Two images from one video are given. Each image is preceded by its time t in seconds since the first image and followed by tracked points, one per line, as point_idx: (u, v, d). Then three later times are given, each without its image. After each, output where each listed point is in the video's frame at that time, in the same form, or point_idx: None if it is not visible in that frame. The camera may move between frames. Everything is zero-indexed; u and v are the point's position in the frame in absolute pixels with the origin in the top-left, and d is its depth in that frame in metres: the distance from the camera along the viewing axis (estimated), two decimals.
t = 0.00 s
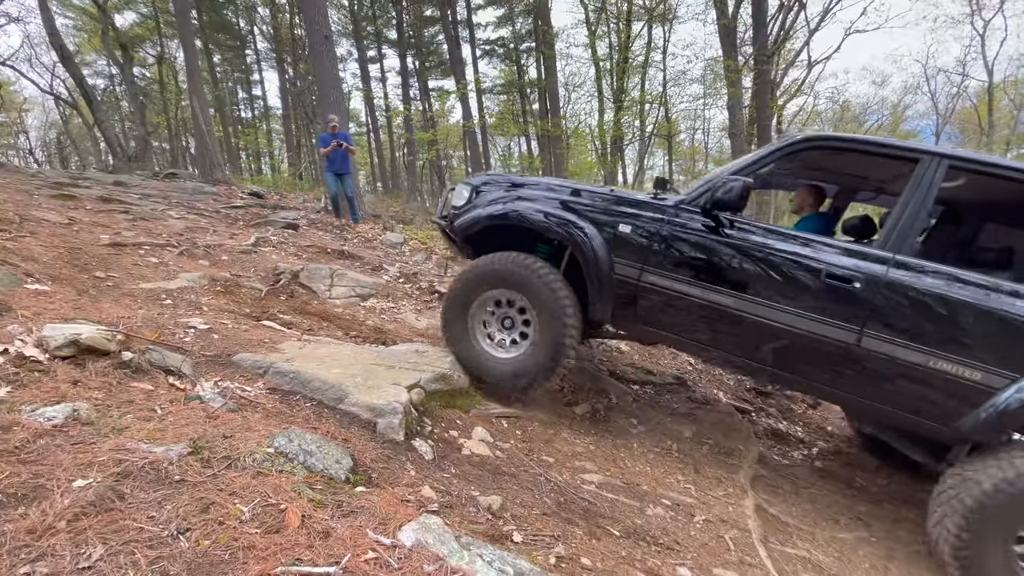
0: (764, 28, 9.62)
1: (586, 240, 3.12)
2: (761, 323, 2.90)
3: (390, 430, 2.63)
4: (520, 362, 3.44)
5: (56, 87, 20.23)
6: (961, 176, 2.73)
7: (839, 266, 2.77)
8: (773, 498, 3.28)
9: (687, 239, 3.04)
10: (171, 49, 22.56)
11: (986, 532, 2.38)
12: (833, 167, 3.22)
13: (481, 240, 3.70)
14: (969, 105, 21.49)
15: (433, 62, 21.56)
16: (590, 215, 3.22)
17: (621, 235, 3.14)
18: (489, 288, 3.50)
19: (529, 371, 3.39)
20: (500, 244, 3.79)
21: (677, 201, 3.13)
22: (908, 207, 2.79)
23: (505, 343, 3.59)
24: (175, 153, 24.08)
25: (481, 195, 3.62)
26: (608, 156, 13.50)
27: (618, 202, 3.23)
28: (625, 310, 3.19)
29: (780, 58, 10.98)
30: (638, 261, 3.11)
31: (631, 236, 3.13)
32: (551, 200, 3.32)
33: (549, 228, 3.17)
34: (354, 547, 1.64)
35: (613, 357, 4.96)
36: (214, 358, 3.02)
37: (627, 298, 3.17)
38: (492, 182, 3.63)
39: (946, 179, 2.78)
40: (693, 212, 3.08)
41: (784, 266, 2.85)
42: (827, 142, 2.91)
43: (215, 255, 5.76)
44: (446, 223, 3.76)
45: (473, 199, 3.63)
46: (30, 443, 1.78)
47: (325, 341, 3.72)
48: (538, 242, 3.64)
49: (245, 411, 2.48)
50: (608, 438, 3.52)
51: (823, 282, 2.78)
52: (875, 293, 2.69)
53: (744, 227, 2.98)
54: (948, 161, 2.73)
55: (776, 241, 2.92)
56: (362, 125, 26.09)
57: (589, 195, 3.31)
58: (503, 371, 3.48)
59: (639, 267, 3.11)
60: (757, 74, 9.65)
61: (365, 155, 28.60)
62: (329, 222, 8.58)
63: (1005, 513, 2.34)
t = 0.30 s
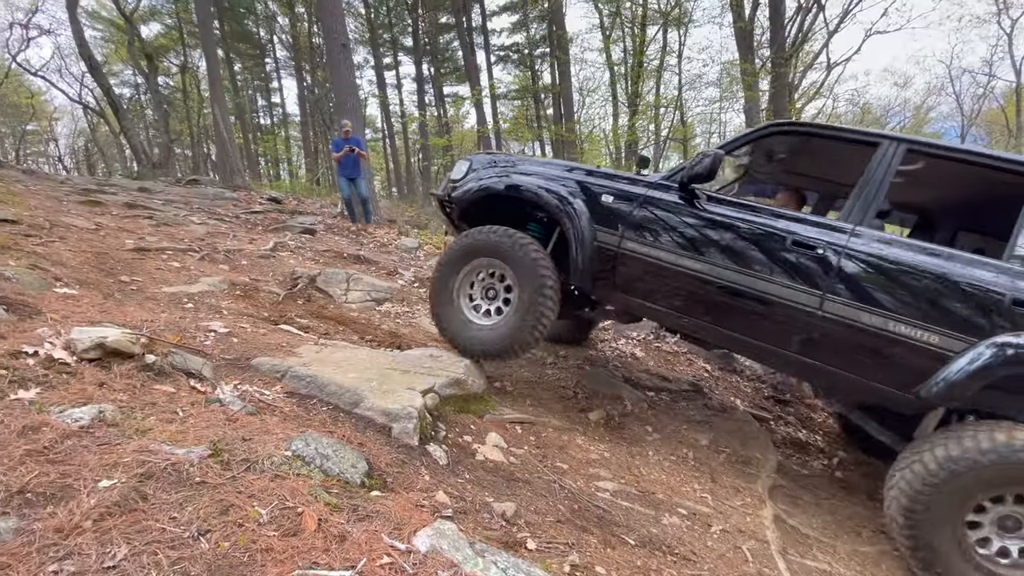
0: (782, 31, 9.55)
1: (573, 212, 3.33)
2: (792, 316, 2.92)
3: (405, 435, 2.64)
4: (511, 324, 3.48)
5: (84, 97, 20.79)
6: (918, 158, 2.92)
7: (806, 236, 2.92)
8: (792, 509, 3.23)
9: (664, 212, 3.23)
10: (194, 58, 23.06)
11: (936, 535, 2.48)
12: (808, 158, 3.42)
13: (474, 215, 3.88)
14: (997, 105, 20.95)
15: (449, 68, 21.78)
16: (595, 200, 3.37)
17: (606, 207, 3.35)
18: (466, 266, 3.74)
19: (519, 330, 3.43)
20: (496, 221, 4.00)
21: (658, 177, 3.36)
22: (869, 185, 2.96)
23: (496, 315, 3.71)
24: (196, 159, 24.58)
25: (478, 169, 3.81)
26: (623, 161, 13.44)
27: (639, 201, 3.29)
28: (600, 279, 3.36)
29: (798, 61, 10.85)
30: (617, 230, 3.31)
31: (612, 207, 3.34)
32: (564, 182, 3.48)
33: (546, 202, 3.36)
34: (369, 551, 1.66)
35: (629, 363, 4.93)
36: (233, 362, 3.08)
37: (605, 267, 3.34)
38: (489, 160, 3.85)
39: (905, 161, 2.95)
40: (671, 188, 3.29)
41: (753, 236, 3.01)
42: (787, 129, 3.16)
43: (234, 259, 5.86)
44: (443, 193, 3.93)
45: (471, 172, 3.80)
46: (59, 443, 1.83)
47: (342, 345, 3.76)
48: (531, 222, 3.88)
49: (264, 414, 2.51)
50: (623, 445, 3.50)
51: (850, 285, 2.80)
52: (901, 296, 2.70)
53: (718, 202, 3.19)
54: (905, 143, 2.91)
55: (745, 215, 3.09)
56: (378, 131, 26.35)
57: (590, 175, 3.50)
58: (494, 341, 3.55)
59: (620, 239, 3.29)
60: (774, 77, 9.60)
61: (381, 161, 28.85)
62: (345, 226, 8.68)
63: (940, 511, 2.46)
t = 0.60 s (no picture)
0: (793, 33, 9.50)
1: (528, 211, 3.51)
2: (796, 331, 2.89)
3: (416, 440, 2.65)
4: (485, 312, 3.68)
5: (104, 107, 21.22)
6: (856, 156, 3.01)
7: (751, 234, 3.01)
8: (806, 518, 3.18)
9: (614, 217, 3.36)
10: (209, 68, 23.45)
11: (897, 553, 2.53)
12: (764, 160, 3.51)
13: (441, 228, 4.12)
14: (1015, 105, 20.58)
15: (458, 75, 21.96)
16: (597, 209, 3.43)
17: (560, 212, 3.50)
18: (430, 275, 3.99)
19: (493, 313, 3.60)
20: (467, 225, 4.16)
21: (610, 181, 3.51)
22: (809, 180, 3.05)
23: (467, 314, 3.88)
24: (211, 167, 24.95)
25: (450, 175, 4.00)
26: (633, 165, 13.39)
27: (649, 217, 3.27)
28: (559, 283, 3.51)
29: (810, 64, 10.76)
30: (572, 236, 3.44)
31: (567, 212, 3.48)
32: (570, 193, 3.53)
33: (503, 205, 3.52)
34: (381, 556, 1.67)
35: (640, 369, 4.92)
36: (246, 366, 3.11)
37: (564, 269, 3.48)
38: (454, 168, 4.03)
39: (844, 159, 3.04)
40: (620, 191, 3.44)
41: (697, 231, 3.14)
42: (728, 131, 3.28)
43: (248, 265, 5.92)
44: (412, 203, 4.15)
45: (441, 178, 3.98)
46: (77, 446, 1.86)
47: (353, 349, 3.78)
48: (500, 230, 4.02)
49: (276, 418, 2.54)
50: (634, 451, 3.49)
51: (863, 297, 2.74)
52: (917, 307, 2.63)
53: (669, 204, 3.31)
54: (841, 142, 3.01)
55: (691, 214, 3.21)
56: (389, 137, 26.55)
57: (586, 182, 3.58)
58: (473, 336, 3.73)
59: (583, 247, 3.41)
60: (786, 81, 9.55)
61: (392, 166, 29.05)
62: (356, 232, 8.73)
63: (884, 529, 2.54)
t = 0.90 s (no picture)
0: (805, 37, 9.44)
1: (476, 230, 3.63)
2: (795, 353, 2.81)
3: (427, 445, 2.66)
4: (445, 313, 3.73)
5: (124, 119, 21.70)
6: (787, 157, 2.99)
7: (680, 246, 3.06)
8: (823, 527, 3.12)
9: (555, 233, 3.45)
10: (226, 80, 23.88)
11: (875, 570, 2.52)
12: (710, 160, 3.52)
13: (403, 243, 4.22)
14: None
15: (469, 83, 22.17)
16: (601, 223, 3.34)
17: (505, 230, 3.59)
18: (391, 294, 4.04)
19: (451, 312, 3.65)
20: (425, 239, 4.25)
21: (552, 195, 3.59)
22: (737, 184, 3.06)
23: (432, 325, 3.89)
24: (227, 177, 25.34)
25: (411, 188, 4.09)
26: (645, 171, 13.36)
27: (661, 228, 3.17)
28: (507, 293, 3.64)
29: (823, 67, 10.69)
30: (516, 250, 3.55)
31: (511, 229, 3.57)
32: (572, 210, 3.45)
33: (454, 227, 3.65)
34: (393, 560, 1.67)
35: (652, 376, 4.89)
36: (261, 372, 3.15)
37: (513, 282, 3.60)
38: (407, 186, 4.13)
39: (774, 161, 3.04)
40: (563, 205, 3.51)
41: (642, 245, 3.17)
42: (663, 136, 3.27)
43: (262, 273, 6.00)
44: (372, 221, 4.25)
45: (398, 194, 4.10)
46: (96, 449, 1.89)
47: (365, 355, 3.80)
48: (458, 240, 4.09)
49: (290, 423, 2.56)
50: (647, 458, 3.46)
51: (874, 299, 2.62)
52: (903, 305, 2.55)
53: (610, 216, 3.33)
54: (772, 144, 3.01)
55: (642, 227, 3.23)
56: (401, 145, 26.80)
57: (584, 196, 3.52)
58: (438, 343, 3.75)
59: (545, 261, 3.46)
60: (798, 85, 9.49)
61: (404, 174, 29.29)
62: (368, 238, 8.79)
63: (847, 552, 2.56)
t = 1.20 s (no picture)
0: (818, 41, 9.37)
1: (450, 230, 3.85)
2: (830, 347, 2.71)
3: (442, 456, 2.66)
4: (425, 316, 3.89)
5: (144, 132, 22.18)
6: (736, 142, 3.18)
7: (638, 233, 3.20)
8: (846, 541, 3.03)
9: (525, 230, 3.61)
10: (242, 93, 24.32)
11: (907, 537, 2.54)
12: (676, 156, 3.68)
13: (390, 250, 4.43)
14: None
15: (480, 93, 22.37)
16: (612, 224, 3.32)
17: (477, 229, 3.78)
18: (376, 304, 4.21)
19: (425, 316, 3.78)
20: (408, 245, 4.46)
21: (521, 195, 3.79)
22: (690, 173, 3.22)
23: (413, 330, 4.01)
24: (243, 188, 25.73)
25: (397, 194, 4.33)
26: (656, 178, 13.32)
27: (674, 226, 3.12)
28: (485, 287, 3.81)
29: (837, 72, 10.60)
30: (490, 245, 3.72)
31: (482, 227, 3.76)
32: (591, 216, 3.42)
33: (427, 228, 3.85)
34: (410, 571, 1.67)
35: (667, 386, 4.84)
36: (278, 381, 3.17)
37: (486, 276, 3.77)
38: (389, 194, 4.38)
39: (726, 147, 3.23)
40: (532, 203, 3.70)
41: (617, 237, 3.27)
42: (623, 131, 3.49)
43: (278, 282, 6.06)
44: (358, 231, 4.49)
45: (381, 202, 4.35)
46: (119, 459, 1.92)
47: (379, 364, 3.81)
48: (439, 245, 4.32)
49: (306, 432, 2.58)
50: (662, 469, 3.43)
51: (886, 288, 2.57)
52: (847, 279, 2.64)
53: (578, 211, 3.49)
54: (722, 132, 3.18)
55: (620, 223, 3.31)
56: (414, 155, 27.05)
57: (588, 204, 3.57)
58: (417, 346, 3.87)
59: (516, 255, 3.63)
60: (811, 89, 9.42)
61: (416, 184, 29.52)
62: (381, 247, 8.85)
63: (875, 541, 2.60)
